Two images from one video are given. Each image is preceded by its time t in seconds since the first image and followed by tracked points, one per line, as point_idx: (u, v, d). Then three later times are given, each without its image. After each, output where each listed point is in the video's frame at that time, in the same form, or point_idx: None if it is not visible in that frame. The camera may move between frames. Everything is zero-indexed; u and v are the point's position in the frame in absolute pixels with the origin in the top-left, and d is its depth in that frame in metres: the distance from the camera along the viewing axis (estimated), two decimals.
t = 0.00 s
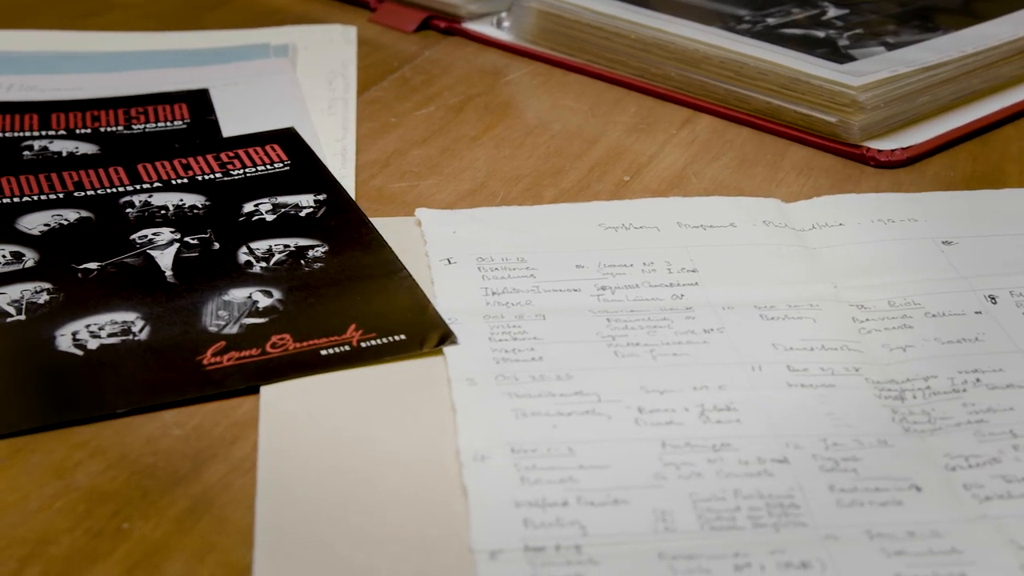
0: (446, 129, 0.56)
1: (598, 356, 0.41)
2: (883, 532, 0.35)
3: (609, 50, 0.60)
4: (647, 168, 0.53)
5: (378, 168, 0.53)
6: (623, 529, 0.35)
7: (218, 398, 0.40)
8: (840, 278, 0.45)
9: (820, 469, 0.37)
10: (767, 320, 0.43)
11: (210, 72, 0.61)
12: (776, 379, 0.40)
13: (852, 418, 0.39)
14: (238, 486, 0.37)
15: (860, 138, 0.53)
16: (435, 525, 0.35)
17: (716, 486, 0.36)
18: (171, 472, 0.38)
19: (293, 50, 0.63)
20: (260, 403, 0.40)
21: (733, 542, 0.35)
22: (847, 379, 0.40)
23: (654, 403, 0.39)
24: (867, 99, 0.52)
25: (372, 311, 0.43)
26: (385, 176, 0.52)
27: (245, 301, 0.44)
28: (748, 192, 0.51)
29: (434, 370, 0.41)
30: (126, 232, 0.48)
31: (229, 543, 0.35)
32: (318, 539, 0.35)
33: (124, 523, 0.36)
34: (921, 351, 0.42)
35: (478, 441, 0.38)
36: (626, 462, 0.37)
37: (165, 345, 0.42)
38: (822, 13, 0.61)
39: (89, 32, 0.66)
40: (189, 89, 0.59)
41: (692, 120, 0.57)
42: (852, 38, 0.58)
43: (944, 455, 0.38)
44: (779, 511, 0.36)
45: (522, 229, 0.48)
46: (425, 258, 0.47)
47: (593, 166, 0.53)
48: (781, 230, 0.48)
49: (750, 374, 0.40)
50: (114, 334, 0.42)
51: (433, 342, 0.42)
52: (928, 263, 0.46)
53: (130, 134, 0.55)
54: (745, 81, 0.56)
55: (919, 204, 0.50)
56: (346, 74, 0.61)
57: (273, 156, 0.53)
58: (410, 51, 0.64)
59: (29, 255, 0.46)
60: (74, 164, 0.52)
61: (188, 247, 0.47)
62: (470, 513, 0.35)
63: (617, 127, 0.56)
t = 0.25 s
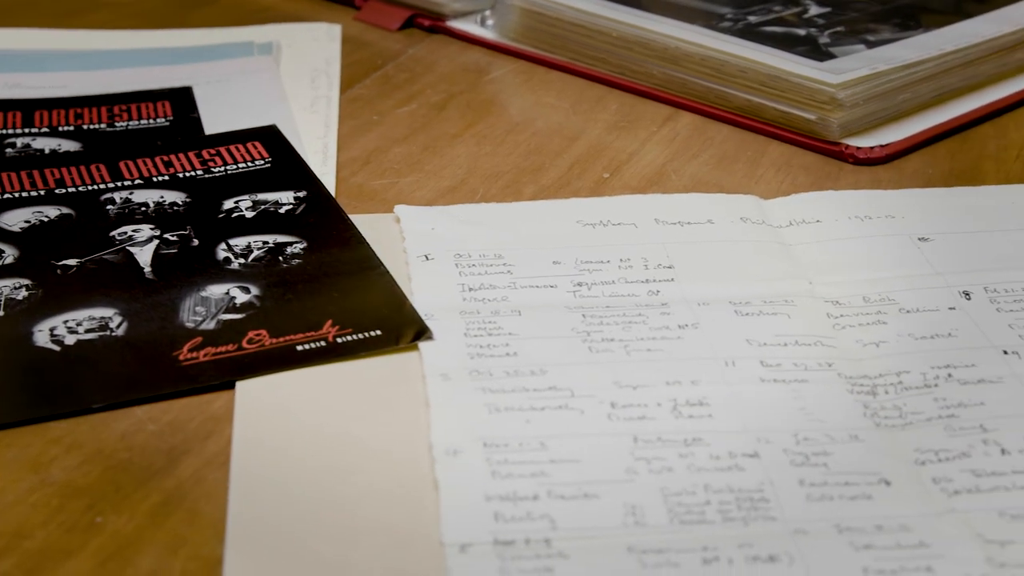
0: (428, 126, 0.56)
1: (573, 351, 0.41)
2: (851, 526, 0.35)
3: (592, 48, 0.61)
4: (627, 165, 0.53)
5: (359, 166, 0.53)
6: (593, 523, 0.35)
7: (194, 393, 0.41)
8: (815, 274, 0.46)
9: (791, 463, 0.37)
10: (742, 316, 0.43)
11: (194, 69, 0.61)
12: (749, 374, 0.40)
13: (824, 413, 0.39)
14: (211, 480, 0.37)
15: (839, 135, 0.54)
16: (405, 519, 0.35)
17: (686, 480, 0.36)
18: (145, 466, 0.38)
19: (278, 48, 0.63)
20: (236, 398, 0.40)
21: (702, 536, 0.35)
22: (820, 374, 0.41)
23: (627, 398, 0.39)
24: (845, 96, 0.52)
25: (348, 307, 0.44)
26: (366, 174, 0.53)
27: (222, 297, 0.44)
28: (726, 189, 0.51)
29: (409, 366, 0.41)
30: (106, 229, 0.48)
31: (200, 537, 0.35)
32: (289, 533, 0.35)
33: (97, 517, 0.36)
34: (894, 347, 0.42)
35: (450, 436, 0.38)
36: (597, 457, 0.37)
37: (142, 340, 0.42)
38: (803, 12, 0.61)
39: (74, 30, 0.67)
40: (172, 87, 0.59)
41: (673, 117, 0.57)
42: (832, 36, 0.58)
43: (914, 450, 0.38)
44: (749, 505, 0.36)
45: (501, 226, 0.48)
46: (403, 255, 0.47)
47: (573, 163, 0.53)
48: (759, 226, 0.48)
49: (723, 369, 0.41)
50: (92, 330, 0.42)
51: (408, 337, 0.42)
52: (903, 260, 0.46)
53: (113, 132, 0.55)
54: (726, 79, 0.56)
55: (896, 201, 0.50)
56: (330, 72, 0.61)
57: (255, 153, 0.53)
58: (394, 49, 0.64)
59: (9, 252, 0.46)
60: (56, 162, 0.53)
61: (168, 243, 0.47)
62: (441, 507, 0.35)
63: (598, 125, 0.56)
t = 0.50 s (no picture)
0: (409, 124, 0.56)
1: (545, 347, 0.42)
2: (817, 520, 0.35)
3: (573, 45, 0.61)
4: (605, 162, 0.53)
5: (339, 163, 0.53)
6: (561, 516, 0.35)
7: (169, 388, 0.41)
8: (790, 270, 0.46)
9: (760, 457, 0.37)
10: (715, 311, 0.43)
11: (177, 67, 0.61)
12: (721, 370, 0.41)
13: (794, 408, 0.39)
14: (183, 474, 0.37)
15: (818, 133, 0.54)
16: (375, 512, 0.36)
17: (655, 474, 0.37)
18: (119, 461, 0.38)
19: (261, 46, 0.63)
20: (210, 393, 0.40)
21: (669, 530, 0.35)
22: (791, 369, 0.41)
23: (598, 393, 0.40)
24: (824, 94, 0.52)
25: (324, 303, 0.44)
26: (346, 171, 0.53)
27: (199, 293, 0.44)
28: (704, 186, 0.51)
29: (383, 361, 0.41)
30: (85, 225, 0.48)
31: (171, 530, 0.35)
32: (259, 526, 0.35)
33: (69, 511, 0.36)
34: (866, 342, 0.42)
35: (422, 430, 0.38)
36: (567, 451, 0.37)
37: (118, 336, 0.42)
38: (784, 10, 0.61)
39: (59, 29, 0.67)
40: (155, 84, 0.60)
41: (653, 115, 0.57)
42: (812, 33, 0.58)
43: (883, 444, 0.38)
44: (717, 499, 0.36)
45: (478, 223, 0.48)
46: (381, 251, 0.47)
47: (552, 160, 0.53)
48: (735, 223, 0.48)
49: (695, 364, 0.41)
50: (68, 325, 0.42)
51: (383, 333, 0.42)
52: (878, 256, 0.47)
53: (95, 129, 0.56)
54: (706, 77, 0.57)
55: (872, 197, 0.50)
56: (313, 70, 0.61)
57: (235, 150, 0.54)
58: (377, 47, 0.64)
59: None
60: (37, 159, 0.53)
61: (146, 240, 0.47)
62: (411, 500, 0.36)
63: (579, 122, 0.57)
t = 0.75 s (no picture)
0: (386, 121, 0.57)
1: (514, 341, 0.42)
2: (778, 512, 0.36)
3: (551, 43, 0.61)
4: (581, 158, 0.53)
5: (315, 159, 0.54)
6: (524, 508, 0.36)
7: (139, 382, 0.41)
8: (760, 265, 0.46)
9: (723, 450, 0.38)
10: (684, 306, 0.44)
11: (157, 64, 0.61)
12: (687, 363, 0.41)
13: (758, 401, 0.39)
14: (150, 467, 0.38)
15: (792, 129, 0.54)
16: (339, 504, 0.36)
17: (618, 467, 0.37)
18: (86, 454, 0.38)
19: (242, 44, 0.64)
20: (179, 387, 0.41)
21: (631, 521, 0.35)
22: (758, 363, 0.41)
23: (565, 386, 0.40)
24: (797, 91, 0.53)
25: (295, 298, 0.44)
26: (322, 167, 0.53)
27: (171, 288, 0.45)
28: (678, 182, 0.52)
29: (352, 355, 0.42)
30: (60, 220, 0.49)
31: (136, 522, 0.35)
32: (223, 516, 0.35)
33: (35, 504, 0.36)
34: (833, 337, 0.42)
35: (388, 423, 0.38)
36: (531, 444, 0.38)
37: (89, 331, 0.42)
38: (762, 7, 0.61)
39: (41, 26, 0.67)
40: (135, 81, 0.60)
41: (630, 111, 0.57)
42: (789, 31, 0.58)
43: (846, 437, 0.38)
44: (679, 491, 0.36)
45: (451, 218, 0.48)
46: (353, 247, 0.47)
47: (527, 156, 0.54)
48: (707, 218, 0.49)
49: (662, 358, 0.41)
50: (41, 320, 0.43)
51: (353, 327, 0.43)
52: (848, 251, 0.47)
53: (73, 126, 0.56)
54: (682, 74, 0.57)
55: (844, 193, 0.50)
56: (292, 67, 0.62)
57: (212, 147, 0.54)
58: (357, 44, 0.65)
59: None
60: (14, 155, 0.53)
61: (121, 235, 0.48)
62: (375, 492, 0.36)
63: (555, 119, 0.57)
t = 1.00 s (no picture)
0: (363, 118, 0.57)
1: (481, 336, 0.42)
2: (737, 504, 0.36)
3: (528, 40, 0.61)
4: (555, 155, 0.54)
5: (291, 156, 0.54)
6: (486, 500, 0.36)
7: (107, 376, 0.41)
8: (729, 261, 0.46)
9: (685, 444, 0.38)
10: (651, 301, 0.44)
11: (137, 62, 0.62)
12: (652, 358, 0.41)
13: (722, 395, 0.40)
14: (117, 460, 0.38)
15: (765, 127, 0.54)
16: (303, 496, 0.36)
17: (580, 460, 0.37)
18: (53, 447, 0.38)
19: (221, 42, 0.64)
20: (148, 380, 0.41)
21: (591, 513, 0.36)
22: (723, 357, 0.41)
23: (530, 380, 0.40)
24: (770, 88, 0.53)
25: (265, 293, 0.44)
26: (297, 164, 0.53)
27: (143, 284, 0.45)
28: (651, 178, 0.52)
29: (321, 349, 0.42)
30: (34, 217, 0.49)
31: (101, 514, 0.36)
32: (185, 506, 0.36)
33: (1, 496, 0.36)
34: (798, 331, 0.43)
35: (353, 416, 0.39)
36: (495, 437, 0.38)
37: (60, 325, 0.43)
38: (738, 5, 0.62)
39: (23, 24, 0.67)
40: (114, 79, 0.60)
41: (605, 109, 0.58)
42: (764, 28, 0.58)
43: (809, 430, 0.38)
44: (640, 484, 0.36)
45: (423, 214, 0.49)
46: (325, 243, 0.47)
47: (502, 153, 0.54)
48: (678, 215, 0.49)
49: (628, 353, 0.41)
50: (12, 315, 0.43)
51: (322, 321, 0.43)
52: (817, 247, 0.47)
53: (51, 123, 0.56)
54: (657, 71, 0.57)
55: (815, 190, 0.51)
56: (271, 65, 0.62)
57: (188, 144, 0.54)
58: (337, 42, 0.65)
59: None
60: None
61: (94, 231, 0.48)
62: (338, 484, 0.36)
63: (531, 116, 0.57)
